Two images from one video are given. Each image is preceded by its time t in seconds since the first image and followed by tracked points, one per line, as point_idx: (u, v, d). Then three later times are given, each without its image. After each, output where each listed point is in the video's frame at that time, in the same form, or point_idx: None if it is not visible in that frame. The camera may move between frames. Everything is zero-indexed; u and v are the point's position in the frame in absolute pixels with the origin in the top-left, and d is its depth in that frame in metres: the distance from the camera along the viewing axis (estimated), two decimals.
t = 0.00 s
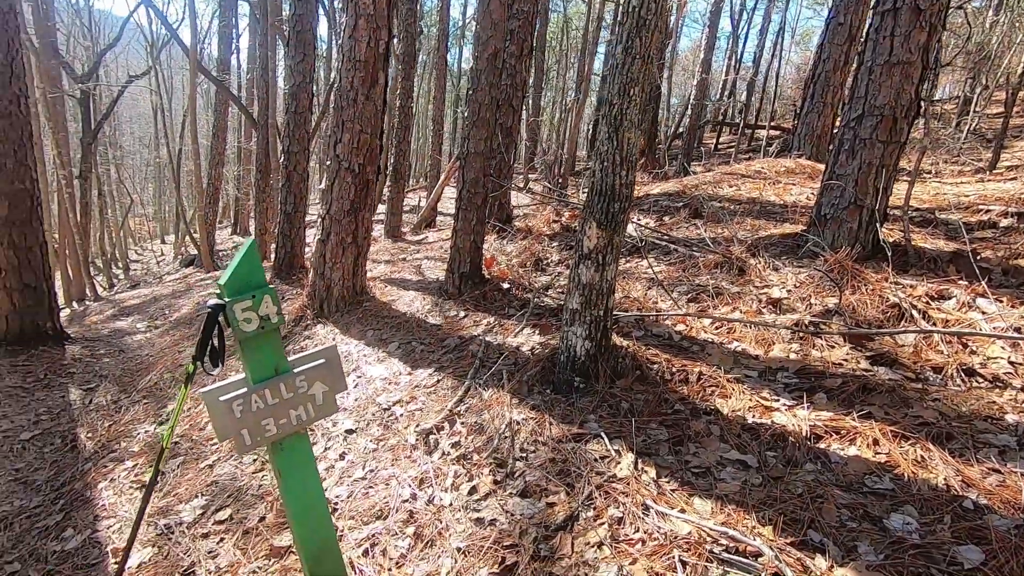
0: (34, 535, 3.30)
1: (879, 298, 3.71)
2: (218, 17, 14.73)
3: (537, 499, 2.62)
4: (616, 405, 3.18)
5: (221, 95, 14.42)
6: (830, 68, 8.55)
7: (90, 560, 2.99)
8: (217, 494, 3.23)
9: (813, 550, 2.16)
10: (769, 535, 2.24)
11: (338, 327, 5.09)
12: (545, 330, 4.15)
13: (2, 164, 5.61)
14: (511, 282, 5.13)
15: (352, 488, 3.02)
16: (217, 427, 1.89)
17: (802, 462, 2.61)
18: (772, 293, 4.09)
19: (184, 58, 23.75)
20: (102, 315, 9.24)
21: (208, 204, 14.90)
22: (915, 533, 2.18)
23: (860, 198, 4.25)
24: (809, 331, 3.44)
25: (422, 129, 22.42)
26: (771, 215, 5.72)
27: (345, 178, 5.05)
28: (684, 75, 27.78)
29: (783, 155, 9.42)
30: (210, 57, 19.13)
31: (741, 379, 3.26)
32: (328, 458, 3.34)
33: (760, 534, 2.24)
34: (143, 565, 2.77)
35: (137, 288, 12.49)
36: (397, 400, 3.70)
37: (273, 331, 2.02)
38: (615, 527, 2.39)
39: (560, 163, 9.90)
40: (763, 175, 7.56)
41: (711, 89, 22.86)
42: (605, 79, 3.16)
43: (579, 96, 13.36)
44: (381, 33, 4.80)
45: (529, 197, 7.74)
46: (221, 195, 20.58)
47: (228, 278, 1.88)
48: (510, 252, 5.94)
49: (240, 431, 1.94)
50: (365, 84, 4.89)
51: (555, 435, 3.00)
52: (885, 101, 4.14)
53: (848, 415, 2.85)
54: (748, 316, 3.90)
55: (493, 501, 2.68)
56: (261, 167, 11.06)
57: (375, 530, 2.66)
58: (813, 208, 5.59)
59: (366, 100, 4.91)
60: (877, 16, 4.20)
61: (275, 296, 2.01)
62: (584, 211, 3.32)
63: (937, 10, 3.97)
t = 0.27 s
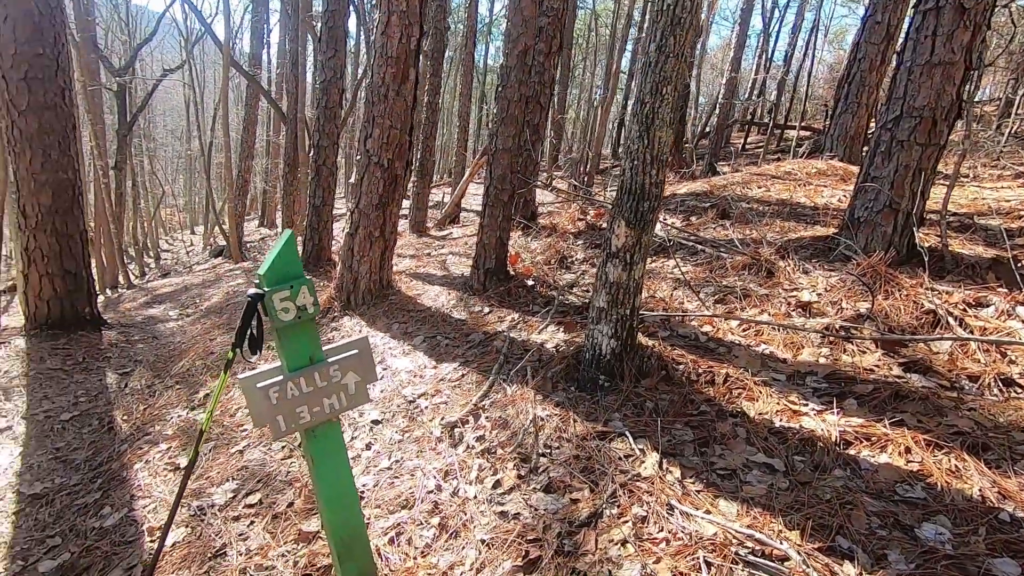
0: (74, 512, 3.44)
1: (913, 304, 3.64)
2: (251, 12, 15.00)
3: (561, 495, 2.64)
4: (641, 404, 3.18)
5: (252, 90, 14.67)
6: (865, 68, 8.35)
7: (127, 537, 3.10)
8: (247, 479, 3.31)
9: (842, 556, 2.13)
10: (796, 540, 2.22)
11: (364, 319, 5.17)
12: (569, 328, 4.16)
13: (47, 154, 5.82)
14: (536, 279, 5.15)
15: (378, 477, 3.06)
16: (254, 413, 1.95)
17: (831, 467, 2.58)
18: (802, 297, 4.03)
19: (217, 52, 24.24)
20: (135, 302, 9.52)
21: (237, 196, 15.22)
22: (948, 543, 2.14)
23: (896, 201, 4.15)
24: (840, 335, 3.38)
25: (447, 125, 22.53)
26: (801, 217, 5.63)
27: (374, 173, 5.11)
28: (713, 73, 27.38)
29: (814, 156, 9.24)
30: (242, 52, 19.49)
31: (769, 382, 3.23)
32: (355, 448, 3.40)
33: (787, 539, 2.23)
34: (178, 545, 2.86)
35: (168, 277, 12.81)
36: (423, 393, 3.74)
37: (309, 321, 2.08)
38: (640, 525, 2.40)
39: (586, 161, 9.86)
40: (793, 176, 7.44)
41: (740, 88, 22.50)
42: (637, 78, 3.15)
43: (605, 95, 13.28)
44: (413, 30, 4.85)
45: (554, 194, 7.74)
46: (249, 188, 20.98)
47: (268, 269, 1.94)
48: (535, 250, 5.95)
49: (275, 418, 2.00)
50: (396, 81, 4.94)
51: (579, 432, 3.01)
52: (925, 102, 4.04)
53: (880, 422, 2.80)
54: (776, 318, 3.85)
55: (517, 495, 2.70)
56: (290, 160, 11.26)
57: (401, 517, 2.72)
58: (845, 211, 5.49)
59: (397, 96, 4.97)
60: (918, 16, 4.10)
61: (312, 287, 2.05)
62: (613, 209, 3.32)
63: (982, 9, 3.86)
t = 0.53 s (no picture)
0: (117, 495, 3.57)
1: (957, 314, 3.53)
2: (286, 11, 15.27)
3: (592, 497, 2.65)
4: (672, 408, 3.16)
5: (285, 87, 14.95)
6: (908, 69, 8.11)
7: (168, 521, 3.21)
8: (282, 469, 3.39)
9: (882, 571, 2.09)
10: (834, 551, 2.19)
11: (395, 315, 5.23)
12: (600, 329, 4.15)
13: (95, 149, 6.04)
14: (565, 280, 5.16)
15: (410, 471, 3.09)
16: (298, 405, 2.00)
17: (869, 479, 2.53)
18: (839, 304, 3.95)
19: (252, 49, 24.77)
20: (172, 293, 9.80)
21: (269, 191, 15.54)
22: (995, 562, 2.08)
23: (941, 207, 4.03)
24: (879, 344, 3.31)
25: (475, 123, 22.61)
26: (838, 222, 5.51)
27: (407, 171, 5.17)
28: (745, 73, 26.90)
29: (851, 158, 9.01)
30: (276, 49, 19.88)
31: (805, 390, 3.17)
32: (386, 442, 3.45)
33: (825, 550, 2.19)
34: (216, 531, 2.95)
35: (202, 269, 13.16)
36: (453, 390, 3.78)
37: (352, 317, 2.12)
38: (672, 530, 2.39)
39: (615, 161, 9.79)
40: (830, 180, 7.28)
41: (774, 87, 22.05)
42: (677, 79, 3.12)
43: (636, 94, 13.15)
44: (449, 29, 4.88)
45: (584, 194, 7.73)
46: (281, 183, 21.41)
47: (315, 265, 1.99)
48: (564, 250, 5.96)
49: (317, 410, 2.05)
50: (431, 80, 4.99)
51: (610, 434, 3.00)
52: (974, 106, 3.90)
53: (922, 434, 2.73)
54: (813, 325, 3.78)
55: (548, 495, 2.71)
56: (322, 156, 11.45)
57: (432, 512, 2.75)
58: (885, 216, 5.35)
59: (431, 95, 5.01)
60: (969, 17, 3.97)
61: (356, 284, 2.10)
62: (649, 211, 3.30)
63: None
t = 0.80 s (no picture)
0: (158, 484, 3.68)
1: (1006, 327, 3.42)
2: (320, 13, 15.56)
3: (625, 503, 2.64)
4: (706, 417, 3.12)
5: (317, 88, 15.22)
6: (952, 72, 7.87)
7: (207, 511, 3.30)
8: (316, 464, 3.45)
9: None
10: (876, 568, 2.14)
11: (424, 315, 5.29)
12: (631, 334, 4.13)
13: (139, 148, 6.25)
14: (595, 284, 5.15)
15: (441, 471, 3.12)
16: (341, 403, 2.05)
17: (912, 496, 2.47)
18: (879, 314, 3.86)
19: (285, 50, 25.28)
20: (206, 288, 10.06)
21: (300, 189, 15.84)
22: None
23: (988, 216, 3.90)
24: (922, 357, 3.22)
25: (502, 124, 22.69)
26: (877, 229, 5.38)
27: (440, 173, 5.22)
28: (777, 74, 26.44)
29: (889, 163, 8.79)
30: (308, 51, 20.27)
31: (843, 402, 3.11)
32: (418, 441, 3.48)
33: (866, 567, 2.15)
34: (254, 522, 3.02)
35: (234, 265, 13.48)
36: (484, 392, 3.80)
37: (394, 318, 2.15)
38: (708, 540, 2.37)
39: (644, 164, 9.71)
40: (868, 185, 7.11)
41: (807, 89, 21.62)
42: (717, 84, 3.09)
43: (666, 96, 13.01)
44: (484, 32, 4.92)
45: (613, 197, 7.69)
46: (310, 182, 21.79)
47: (359, 267, 2.03)
48: (594, 254, 5.96)
49: (359, 409, 2.09)
50: (465, 82, 5.02)
51: (643, 441, 2.99)
52: None
53: (968, 452, 2.65)
54: (851, 335, 3.70)
55: (580, 500, 2.71)
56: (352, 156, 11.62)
57: (465, 512, 2.78)
58: (926, 224, 5.21)
59: (465, 98, 5.05)
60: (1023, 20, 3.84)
61: (398, 286, 2.13)
62: (685, 217, 3.27)
63: None
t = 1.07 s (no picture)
0: (191, 478, 3.76)
1: None
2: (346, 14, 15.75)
3: (656, 512, 2.61)
4: (738, 426, 3.08)
5: (343, 88, 15.40)
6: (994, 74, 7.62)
7: (239, 508, 3.35)
8: (345, 464, 3.48)
9: None
10: None
11: (450, 316, 5.31)
12: (659, 340, 4.09)
13: (173, 149, 6.39)
14: (621, 289, 5.12)
15: (469, 474, 3.12)
16: (376, 406, 2.07)
17: (955, 514, 2.40)
18: (917, 324, 3.76)
19: (311, 51, 25.63)
20: (234, 285, 10.25)
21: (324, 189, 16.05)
22: None
23: None
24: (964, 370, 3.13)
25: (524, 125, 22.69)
26: (913, 236, 5.25)
27: (468, 175, 5.24)
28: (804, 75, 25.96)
29: (924, 168, 8.57)
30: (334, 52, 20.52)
31: (881, 415, 3.03)
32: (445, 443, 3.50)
33: None
34: (285, 519, 3.07)
35: (260, 263, 13.70)
36: (511, 395, 3.80)
37: (430, 323, 2.16)
38: (741, 553, 2.33)
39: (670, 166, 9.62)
40: (902, 191, 6.94)
41: (837, 91, 21.19)
42: (754, 89, 3.05)
43: (691, 98, 12.85)
44: (515, 37, 4.92)
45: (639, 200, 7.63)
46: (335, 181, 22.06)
47: (398, 272, 2.04)
48: (619, 258, 5.92)
49: (395, 413, 2.11)
50: (495, 85, 5.03)
51: (673, 450, 2.96)
52: None
53: (1014, 470, 2.56)
54: (887, 345, 3.61)
55: (610, 507, 2.69)
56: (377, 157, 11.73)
57: (494, 516, 2.78)
58: (965, 231, 5.07)
59: (494, 101, 5.06)
60: None
61: (435, 292, 2.14)
62: (719, 223, 3.23)
63: None
